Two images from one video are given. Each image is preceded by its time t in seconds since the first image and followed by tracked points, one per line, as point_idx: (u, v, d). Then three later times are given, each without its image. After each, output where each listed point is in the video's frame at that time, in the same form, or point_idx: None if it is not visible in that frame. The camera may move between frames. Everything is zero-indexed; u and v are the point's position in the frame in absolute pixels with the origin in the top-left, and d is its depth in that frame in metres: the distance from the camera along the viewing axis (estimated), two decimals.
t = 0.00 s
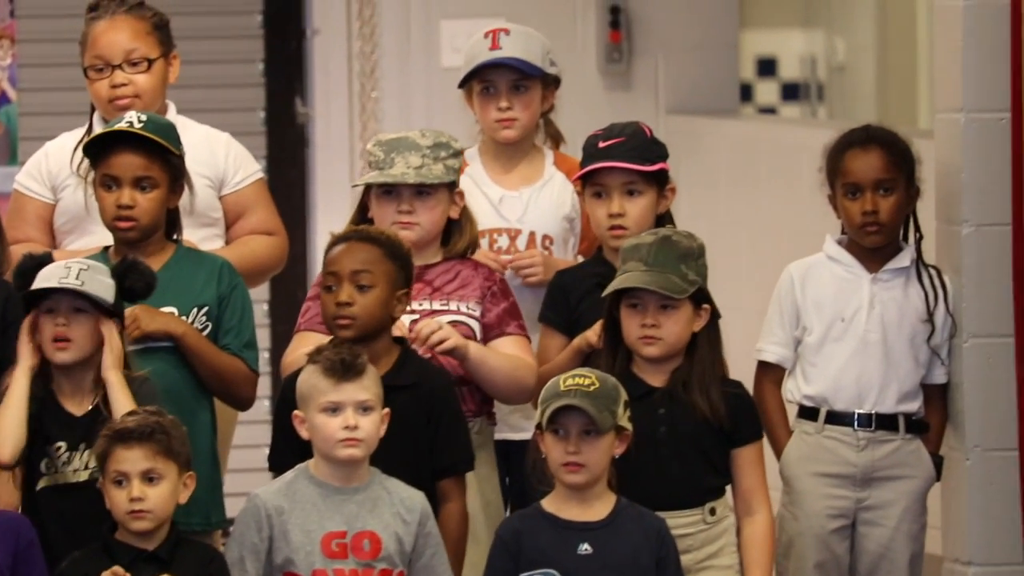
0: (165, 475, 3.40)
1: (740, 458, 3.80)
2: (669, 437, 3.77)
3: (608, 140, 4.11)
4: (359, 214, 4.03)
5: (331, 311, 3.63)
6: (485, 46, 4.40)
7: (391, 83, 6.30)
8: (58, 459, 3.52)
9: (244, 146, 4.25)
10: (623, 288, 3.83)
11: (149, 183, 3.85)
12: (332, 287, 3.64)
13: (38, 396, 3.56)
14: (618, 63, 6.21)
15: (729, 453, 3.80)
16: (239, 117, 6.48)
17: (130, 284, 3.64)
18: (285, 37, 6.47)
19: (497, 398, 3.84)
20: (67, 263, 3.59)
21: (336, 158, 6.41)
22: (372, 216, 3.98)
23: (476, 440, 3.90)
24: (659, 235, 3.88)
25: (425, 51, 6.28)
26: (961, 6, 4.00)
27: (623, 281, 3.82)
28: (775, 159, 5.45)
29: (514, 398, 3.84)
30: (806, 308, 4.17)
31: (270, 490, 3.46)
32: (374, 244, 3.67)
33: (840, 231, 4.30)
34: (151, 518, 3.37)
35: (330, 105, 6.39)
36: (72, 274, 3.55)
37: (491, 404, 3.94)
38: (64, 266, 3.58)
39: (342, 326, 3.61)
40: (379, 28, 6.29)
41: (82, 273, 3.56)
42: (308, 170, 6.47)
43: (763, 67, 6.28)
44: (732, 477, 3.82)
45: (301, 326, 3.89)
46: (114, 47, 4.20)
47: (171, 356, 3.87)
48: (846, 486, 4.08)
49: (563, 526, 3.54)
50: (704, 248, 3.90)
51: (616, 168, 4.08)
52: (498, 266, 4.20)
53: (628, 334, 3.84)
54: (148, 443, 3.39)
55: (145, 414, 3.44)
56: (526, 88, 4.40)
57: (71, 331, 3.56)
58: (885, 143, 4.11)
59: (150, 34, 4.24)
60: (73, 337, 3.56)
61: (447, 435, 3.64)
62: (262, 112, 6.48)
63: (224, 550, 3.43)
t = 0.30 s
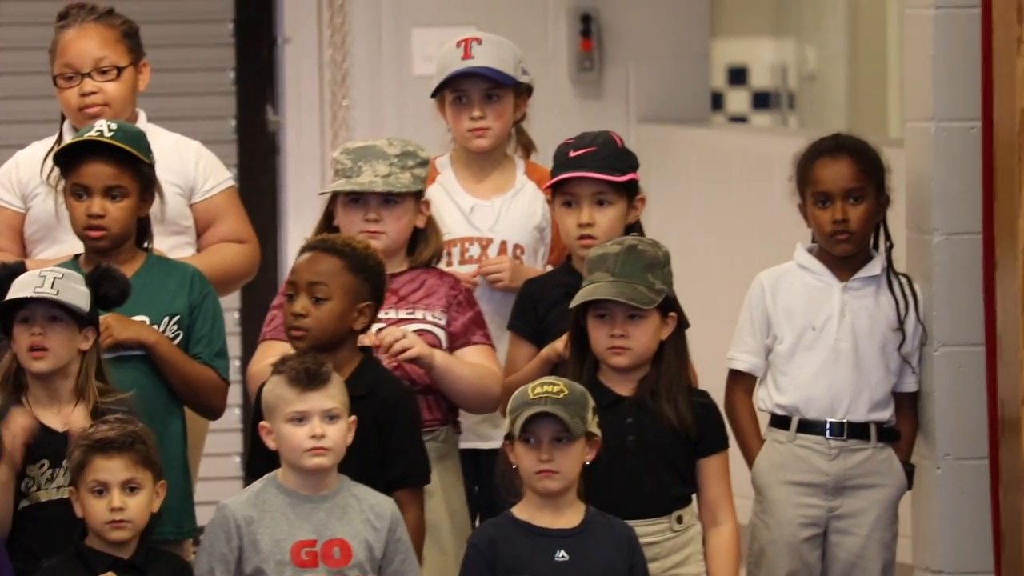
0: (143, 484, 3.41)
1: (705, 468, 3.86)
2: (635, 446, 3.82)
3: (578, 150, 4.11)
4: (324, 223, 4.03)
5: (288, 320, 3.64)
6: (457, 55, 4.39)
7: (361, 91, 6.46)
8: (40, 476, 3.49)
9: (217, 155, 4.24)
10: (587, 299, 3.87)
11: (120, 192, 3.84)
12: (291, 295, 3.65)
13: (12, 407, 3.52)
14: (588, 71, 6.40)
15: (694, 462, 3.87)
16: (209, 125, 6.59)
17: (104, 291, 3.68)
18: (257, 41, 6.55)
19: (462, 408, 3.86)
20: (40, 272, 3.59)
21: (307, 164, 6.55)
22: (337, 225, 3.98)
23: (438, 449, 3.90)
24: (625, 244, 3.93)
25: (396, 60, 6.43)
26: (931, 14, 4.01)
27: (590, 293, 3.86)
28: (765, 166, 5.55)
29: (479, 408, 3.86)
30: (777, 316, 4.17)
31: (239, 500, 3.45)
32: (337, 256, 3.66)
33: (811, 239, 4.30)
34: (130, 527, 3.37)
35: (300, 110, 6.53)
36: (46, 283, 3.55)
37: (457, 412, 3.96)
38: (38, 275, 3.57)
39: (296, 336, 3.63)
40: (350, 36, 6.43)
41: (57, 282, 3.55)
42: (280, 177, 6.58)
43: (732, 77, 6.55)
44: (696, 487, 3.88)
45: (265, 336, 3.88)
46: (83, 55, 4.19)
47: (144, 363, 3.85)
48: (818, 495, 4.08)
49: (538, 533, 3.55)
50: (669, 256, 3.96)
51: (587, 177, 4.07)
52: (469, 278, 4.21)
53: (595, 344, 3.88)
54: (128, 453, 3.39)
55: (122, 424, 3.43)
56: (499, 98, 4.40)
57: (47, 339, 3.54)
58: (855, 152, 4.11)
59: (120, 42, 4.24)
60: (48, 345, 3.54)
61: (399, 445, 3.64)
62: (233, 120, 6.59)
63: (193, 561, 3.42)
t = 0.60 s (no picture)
0: (119, 494, 3.38)
1: (673, 478, 3.88)
2: (605, 456, 3.82)
3: (544, 159, 4.14)
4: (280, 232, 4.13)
5: (264, 329, 3.65)
6: (430, 66, 4.38)
7: (331, 100, 6.52)
8: (17, 487, 3.46)
9: (189, 167, 4.24)
10: (556, 309, 3.89)
11: (89, 201, 3.83)
12: (265, 305, 3.66)
13: None
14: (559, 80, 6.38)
15: (662, 471, 3.88)
16: (179, 134, 6.76)
17: (82, 297, 3.71)
18: (226, 52, 6.73)
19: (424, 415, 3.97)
20: (18, 283, 3.58)
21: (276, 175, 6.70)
22: (295, 235, 4.07)
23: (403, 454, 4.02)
24: (593, 253, 3.95)
25: (366, 69, 6.47)
26: (899, 23, 4.01)
27: (558, 303, 3.88)
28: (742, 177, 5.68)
29: (442, 414, 3.98)
30: (747, 324, 4.17)
31: (208, 511, 3.45)
32: (308, 262, 3.69)
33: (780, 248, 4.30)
34: (109, 537, 3.34)
35: (269, 120, 6.66)
36: (25, 295, 3.55)
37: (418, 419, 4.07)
38: (16, 287, 3.57)
39: (274, 345, 3.64)
40: (320, 45, 6.53)
41: (37, 295, 3.56)
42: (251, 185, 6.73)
43: (703, 84, 6.40)
44: (665, 496, 3.89)
45: (226, 344, 4.05)
46: (53, 64, 4.18)
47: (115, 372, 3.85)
48: (789, 503, 4.08)
49: (509, 541, 3.55)
50: (637, 266, 4.00)
51: (554, 187, 4.10)
52: (442, 290, 4.22)
53: (565, 353, 3.89)
54: (106, 463, 3.35)
55: (93, 435, 3.39)
56: (473, 107, 4.40)
57: (30, 353, 3.54)
58: (824, 160, 4.13)
59: (90, 50, 4.23)
60: (30, 357, 3.54)
61: (381, 457, 3.68)
62: (203, 129, 6.76)
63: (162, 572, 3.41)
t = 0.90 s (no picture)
0: (83, 499, 3.36)
1: (642, 481, 3.88)
2: (573, 459, 3.83)
3: (509, 163, 4.16)
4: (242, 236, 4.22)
5: (248, 332, 3.65)
6: (400, 69, 4.38)
7: (298, 104, 6.66)
8: None
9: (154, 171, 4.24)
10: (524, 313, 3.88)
11: (55, 205, 3.82)
12: (248, 308, 3.65)
13: None
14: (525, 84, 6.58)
15: (630, 474, 3.88)
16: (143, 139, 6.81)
17: (50, 299, 3.78)
18: (193, 55, 6.80)
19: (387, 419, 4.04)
20: None
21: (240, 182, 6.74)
22: (257, 239, 4.16)
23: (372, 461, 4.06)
24: (559, 257, 3.95)
25: (332, 76, 6.65)
26: (865, 26, 4.02)
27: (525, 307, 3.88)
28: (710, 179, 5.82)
29: (405, 417, 4.05)
30: (715, 329, 4.17)
31: (176, 515, 3.45)
32: (285, 264, 3.70)
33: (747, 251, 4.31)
34: (72, 543, 3.32)
35: (236, 122, 6.73)
36: None
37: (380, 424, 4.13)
38: None
39: (261, 348, 3.63)
40: (287, 49, 6.63)
41: (10, 298, 3.53)
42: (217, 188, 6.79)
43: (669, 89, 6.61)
44: (633, 499, 3.90)
45: (188, 347, 4.09)
46: (20, 67, 4.18)
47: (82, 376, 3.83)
48: (756, 507, 4.09)
49: (470, 546, 3.55)
50: (604, 267, 3.98)
51: (518, 191, 4.13)
52: (410, 293, 4.26)
53: (533, 357, 3.89)
54: (68, 469, 3.34)
55: (57, 440, 3.37)
56: (443, 110, 4.40)
57: (4, 358, 3.53)
58: (792, 164, 4.13)
59: (57, 54, 4.22)
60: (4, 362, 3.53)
61: (358, 460, 3.71)
62: (169, 133, 6.81)
63: None
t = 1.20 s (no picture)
0: (42, 501, 3.35)
1: (609, 480, 3.89)
2: (540, 459, 3.83)
3: (473, 162, 4.16)
4: (207, 236, 4.22)
5: (209, 331, 3.63)
6: (363, 68, 4.38)
7: (260, 102, 6.86)
8: None
9: (117, 170, 4.23)
10: (490, 312, 3.88)
11: (19, 205, 3.80)
12: (210, 306, 3.64)
13: None
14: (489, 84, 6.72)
15: (596, 474, 3.88)
16: (108, 138, 6.95)
17: (13, 301, 3.69)
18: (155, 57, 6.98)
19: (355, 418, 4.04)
20: None
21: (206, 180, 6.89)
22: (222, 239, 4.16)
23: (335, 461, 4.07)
24: (525, 256, 3.94)
25: (295, 75, 6.84)
26: (828, 26, 4.02)
27: (490, 306, 3.87)
28: (676, 178, 5.81)
29: (371, 415, 4.04)
30: (679, 329, 4.17)
31: (140, 516, 3.44)
32: (251, 265, 3.69)
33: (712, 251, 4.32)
34: (29, 544, 3.31)
35: (199, 124, 6.93)
36: None
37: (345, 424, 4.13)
38: None
39: (220, 347, 3.62)
40: (249, 49, 6.84)
41: None
42: (180, 187, 6.96)
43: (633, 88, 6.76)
44: (599, 499, 3.90)
45: (155, 348, 4.08)
46: None
47: (44, 376, 3.82)
48: (720, 507, 4.09)
49: (431, 547, 3.54)
50: (569, 267, 3.99)
51: (482, 191, 4.13)
52: (372, 294, 4.28)
53: (499, 356, 3.88)
54: (24, 471, 3.33)
55: (18, 442, 3.37)
56: (405, 110, 4.41)
57: None
58: (756, 163, 4.14)
59: (21, 54, 4.21)
60: None
61: (322, 456, 3.70)
62: (132, 133, 6.96)
63: None
